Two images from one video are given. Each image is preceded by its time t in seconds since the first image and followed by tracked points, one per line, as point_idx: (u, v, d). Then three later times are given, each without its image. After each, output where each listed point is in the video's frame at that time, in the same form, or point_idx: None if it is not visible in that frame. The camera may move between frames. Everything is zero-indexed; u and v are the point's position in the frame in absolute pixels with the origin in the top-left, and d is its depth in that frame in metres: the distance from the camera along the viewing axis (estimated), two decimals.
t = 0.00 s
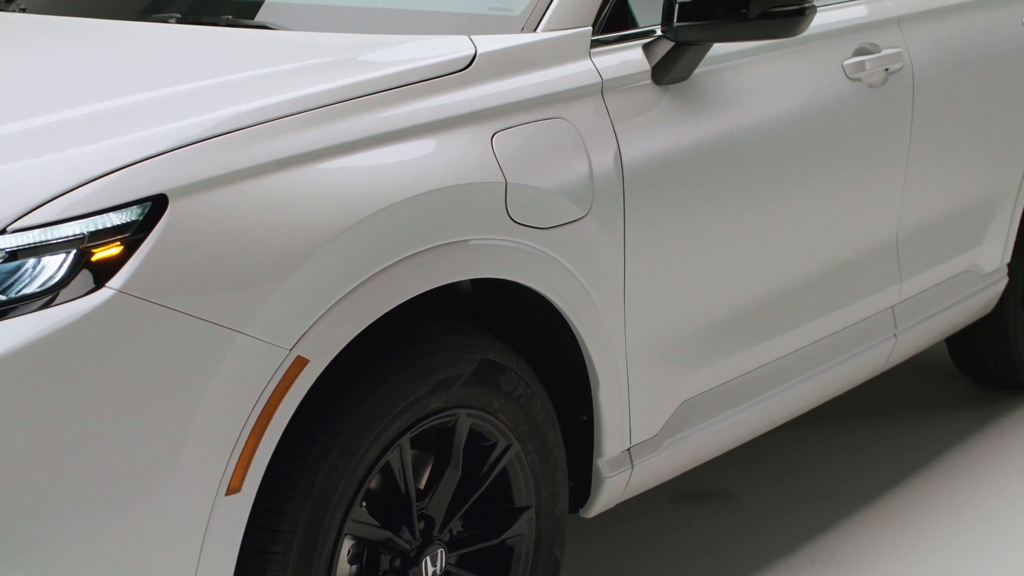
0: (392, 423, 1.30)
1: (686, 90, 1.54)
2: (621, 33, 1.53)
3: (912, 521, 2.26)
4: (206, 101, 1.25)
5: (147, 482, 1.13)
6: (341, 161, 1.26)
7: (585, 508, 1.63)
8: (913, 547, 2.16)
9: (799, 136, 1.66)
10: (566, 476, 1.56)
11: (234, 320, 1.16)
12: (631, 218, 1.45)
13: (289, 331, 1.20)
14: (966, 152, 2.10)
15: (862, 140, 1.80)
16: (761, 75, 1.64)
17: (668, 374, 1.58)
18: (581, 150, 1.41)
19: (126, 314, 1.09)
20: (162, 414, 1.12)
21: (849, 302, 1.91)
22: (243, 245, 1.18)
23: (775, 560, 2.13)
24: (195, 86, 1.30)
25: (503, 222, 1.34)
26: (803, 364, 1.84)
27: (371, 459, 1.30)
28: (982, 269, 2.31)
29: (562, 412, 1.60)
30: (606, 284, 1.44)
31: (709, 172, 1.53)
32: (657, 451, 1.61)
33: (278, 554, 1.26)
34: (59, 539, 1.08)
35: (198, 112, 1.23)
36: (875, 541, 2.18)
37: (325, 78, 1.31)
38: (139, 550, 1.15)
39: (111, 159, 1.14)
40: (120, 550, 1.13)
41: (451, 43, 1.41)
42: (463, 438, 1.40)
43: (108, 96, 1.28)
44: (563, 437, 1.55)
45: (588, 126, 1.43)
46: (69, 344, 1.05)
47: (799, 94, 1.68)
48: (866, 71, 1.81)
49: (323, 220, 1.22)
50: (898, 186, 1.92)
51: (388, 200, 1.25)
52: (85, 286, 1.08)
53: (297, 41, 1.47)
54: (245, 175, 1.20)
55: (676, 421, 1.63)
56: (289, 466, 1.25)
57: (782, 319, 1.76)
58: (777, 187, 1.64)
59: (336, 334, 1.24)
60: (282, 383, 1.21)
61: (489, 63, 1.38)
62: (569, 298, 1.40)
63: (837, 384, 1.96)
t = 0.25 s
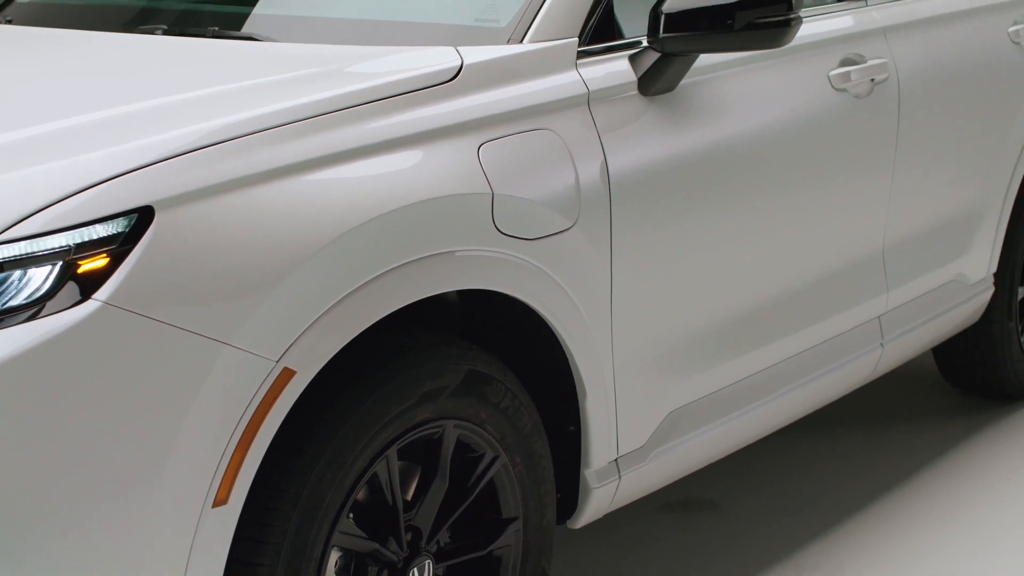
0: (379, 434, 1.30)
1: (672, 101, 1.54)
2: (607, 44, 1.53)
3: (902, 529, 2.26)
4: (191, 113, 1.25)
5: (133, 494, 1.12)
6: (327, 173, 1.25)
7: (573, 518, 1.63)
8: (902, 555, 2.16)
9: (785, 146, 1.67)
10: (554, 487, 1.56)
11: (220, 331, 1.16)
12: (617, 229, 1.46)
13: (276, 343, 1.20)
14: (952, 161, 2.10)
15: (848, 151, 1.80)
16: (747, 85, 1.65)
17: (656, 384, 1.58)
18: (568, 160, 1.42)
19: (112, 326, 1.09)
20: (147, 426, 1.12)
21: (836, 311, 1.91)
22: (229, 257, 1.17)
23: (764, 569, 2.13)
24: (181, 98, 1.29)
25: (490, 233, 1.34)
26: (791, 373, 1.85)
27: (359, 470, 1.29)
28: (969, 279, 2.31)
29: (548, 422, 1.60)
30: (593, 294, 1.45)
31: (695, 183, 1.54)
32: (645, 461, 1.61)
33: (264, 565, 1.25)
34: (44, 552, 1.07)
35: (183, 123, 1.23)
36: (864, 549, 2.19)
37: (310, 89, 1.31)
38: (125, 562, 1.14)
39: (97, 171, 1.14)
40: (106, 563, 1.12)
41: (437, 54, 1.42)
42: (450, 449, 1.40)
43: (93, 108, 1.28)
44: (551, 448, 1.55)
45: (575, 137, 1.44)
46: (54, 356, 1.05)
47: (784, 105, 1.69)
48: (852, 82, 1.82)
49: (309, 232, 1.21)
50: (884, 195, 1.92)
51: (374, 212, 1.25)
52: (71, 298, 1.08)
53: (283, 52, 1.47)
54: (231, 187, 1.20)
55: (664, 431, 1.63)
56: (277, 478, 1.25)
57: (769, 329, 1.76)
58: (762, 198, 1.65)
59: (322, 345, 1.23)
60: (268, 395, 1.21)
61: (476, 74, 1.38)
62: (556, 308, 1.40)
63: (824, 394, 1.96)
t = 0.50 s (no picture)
0: (366, 445, 1.30)
1: (658, 112, 1.55)
2: (594, 55, 1.54)
3: (890, 537, 2.27)
4: (177, 124, 1.25)
5: (119, 505, 1.12)
6: (313, 184, 1.25)
7: (561, 529, 1.63)
8: (891, 563, 2.17)
9: (770, 157, 1.68)
10: (541, 497, 1.56)
11: (207, 343, 1.15)
12: (604, 239, 1.46)
13: (262, 353, 1.19)
14: (938, 171, 2.11)
15: (834, 161, 1.81)
16: (734, 96, 1.66)
17: (643, 394, 1.58)
18: (554, 171, 1.42)
19: (97, 338, 1.08)
20: (133, 438, 1.11)
21: (824, 321, 1.91)
22: (215, 267, 1.17)
23: None
24: (168, 110, 1.30)
25: (476, 244, 1.34)
26: (780, 383, 1.85)
27: (346, 481, 1.29)
28: (955, 289, 2.31)
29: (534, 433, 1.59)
30: (579, 304, 1.45)
31: (681, 194, 1.54)
32: (632, 471, 1.61)
33: None
34: (28, 564, 1.06)
35: (168, 135, 1.23)
36: (854, 557, 2.19)
37: (296, 101, 1.31)
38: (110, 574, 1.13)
39: (84, 183, 1.14)
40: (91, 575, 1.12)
41: (423, 65, 1.42)
42: (437, 460, 1.40)
43: (79, 120, 1.28)
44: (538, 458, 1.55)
45: (562, 148, 1.44)
46: (38, 368, 1.05)
47: (770, 116, 1.70)
48: (838, 92, 1.83)
49: (295, 244, 1.21)
50: (870, 205, 1.93)
51: (360, 224, 1.25)
52: (56, 309, 1.08)
53: (270, 64, 1.47)
54: (218, 199, 1.20)
55: (651, 441, 1.63)
56: (263, 490, 1.25)
57: (756, 339, 1.76)
58: (748, 209, 1.65)
59: (309, 356, 1.23)
60: (255, 406, 1.20)
61: (462, 86, 1.39)
62: (542, 319, 1.40)
63: (812, 404, 1.96)
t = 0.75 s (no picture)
0: (353, 456, 1.30)
1: (644, 122, 1.56)
2: (580, 65, 1.54)
3: (879, 544, 2.28)
4: (163, 136, 1.25)
5: (105, 518, 1.11)
6: (299, 195, 1.25)
7: (548, 539, 1.63)
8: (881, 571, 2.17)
9: (755, 167, 1.69)
10: (527, 508, 1.56)
11: (194, 354, 1.14)
12: (590, 249, 1.47)
13: (249, 364, 1.18)
14: (924, 180, 2.12)
15: (819, 171, 1.82)
16: (719, 106, 1.67)
17: (630, 404, 1.59)
18: (540, 181, 1.43)
19: (83, 350, 1.07)
20: (120, 450, 1.10)
21: (811, 330, 1.92)
22: (202, 277, 1.16)
23: None
24: (153, 121, 1.29)
25: (463, 254, 1.34)
26: (766, 393, 1.85)
27: (332, 492, 1.29)
28: (941, 299, 2.32)
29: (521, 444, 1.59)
30: (565, 314, 1.45)
31: (667, 204, 1.55)
32: (618, 481, 1.61)
33: None
34: None
35: (155, 146, 1.22)
36: (844, 565, 2.19)
37: (282, 112, 1.31)
38: None
39: (70, 194, 1.13)
40: None
41: (408, 76, 1.42)
42: (424, 470, 1.40)
43: (63, 131, 1.27)
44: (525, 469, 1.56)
45: (547, 158, 1.45)
46: (22, 381, 1.04)
47: (755, 126, 1.70)
48: (823, 102, 1.84)
49: (281, 256, 1.20)
50: (856, 214, 1.94)
51: (347, 234, 1.25)
52: (42, 321, 1.07)
53: (255, 74, 1.47)
54: (205, 210, 1.19)
55: (638, 451, 1.64)
56: (249, 502, 1.24)
57: (743, 348, 1.77)
58: (733, 219, 1.66)
59: (296, 367, 1.22)
60: (241, 417, 1.19)
61: (448, 96, 1.39)
62: (528, 329, 1.41)
63: (798, 414, 1.96)
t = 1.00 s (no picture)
0: (338, 466, 1.30)
1: (629, 131, 1.57)
2: (565, 74, 1.55)
3: (866, 552, 2.28)
4: (147, 146, 1.25)
5: (89, 529, 1.10)
6: (283, 206, 1.25)
7: (534, 549, 1.63)
8: None
9: (740, 177, 1.70)
10: (513, 518, 1.56)
11: (179, 364, 1.14)
12: (576, 258, 1.47)
13: (234, 374, 1.18)
14: (910, 188, 2.14)
15: (804, 180, 1.83)
16: (704, 116, 1.67)
17: (616, 413, 1.59)
18: (525, 191, 1.43)
19: (68, 361, 1.07)
20: (104, 461, 1.10)
21: (797, 338, 1.92)
22: (187, 287, 1.16)
23: None
24: (138, 131, 1.29)
25: (448, 264, 1.34)
26: (752, 402, 1.86)
27: (318, 502, 1.29)
28: (926, 307, 2.33)
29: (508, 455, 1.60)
30: (550, 324, 1.46)
31: (651, 214, 1.56)
32: (604, 491, 1.62)
33: None
34: None
35: (139, 156, 1.22)
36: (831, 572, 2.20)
37: (267, 122, 1.31)
38: None
39: (54, 204, 1.13)
40: None
41: (394, 86, 1.43)
42: (409, 480, 1.40)
43: (47, 142, 1.27)
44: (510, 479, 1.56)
45: (533, 167, 1.45)
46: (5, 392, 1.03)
47: (739, 136, 1.71)
48: (807, 111, 1.85)
49: (266, 267, 1.20)
50: (840, 223, 1.95)
51: (332, 245, 1.25)
52: (26, 332, 1.07)
53: (240, 84, 1.47)
54: (190, 220, 1.19)
55: (623, 461, 1.64)
56: (234, 512, 1.24)
57: (729, 357, 1.77)
58: (718, 229, 1.67)
59: (281, 377, 1.22)
60: (226, 428, 1.19)
61: (433, 106, 1.39)
62: (513, 339, 1.41)
63: (784, 423, 1.96)
